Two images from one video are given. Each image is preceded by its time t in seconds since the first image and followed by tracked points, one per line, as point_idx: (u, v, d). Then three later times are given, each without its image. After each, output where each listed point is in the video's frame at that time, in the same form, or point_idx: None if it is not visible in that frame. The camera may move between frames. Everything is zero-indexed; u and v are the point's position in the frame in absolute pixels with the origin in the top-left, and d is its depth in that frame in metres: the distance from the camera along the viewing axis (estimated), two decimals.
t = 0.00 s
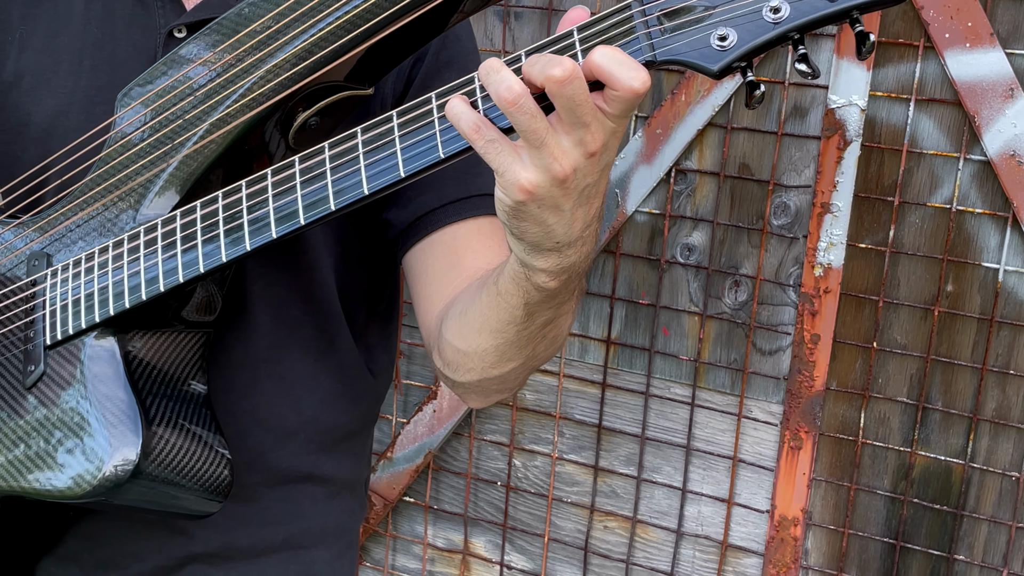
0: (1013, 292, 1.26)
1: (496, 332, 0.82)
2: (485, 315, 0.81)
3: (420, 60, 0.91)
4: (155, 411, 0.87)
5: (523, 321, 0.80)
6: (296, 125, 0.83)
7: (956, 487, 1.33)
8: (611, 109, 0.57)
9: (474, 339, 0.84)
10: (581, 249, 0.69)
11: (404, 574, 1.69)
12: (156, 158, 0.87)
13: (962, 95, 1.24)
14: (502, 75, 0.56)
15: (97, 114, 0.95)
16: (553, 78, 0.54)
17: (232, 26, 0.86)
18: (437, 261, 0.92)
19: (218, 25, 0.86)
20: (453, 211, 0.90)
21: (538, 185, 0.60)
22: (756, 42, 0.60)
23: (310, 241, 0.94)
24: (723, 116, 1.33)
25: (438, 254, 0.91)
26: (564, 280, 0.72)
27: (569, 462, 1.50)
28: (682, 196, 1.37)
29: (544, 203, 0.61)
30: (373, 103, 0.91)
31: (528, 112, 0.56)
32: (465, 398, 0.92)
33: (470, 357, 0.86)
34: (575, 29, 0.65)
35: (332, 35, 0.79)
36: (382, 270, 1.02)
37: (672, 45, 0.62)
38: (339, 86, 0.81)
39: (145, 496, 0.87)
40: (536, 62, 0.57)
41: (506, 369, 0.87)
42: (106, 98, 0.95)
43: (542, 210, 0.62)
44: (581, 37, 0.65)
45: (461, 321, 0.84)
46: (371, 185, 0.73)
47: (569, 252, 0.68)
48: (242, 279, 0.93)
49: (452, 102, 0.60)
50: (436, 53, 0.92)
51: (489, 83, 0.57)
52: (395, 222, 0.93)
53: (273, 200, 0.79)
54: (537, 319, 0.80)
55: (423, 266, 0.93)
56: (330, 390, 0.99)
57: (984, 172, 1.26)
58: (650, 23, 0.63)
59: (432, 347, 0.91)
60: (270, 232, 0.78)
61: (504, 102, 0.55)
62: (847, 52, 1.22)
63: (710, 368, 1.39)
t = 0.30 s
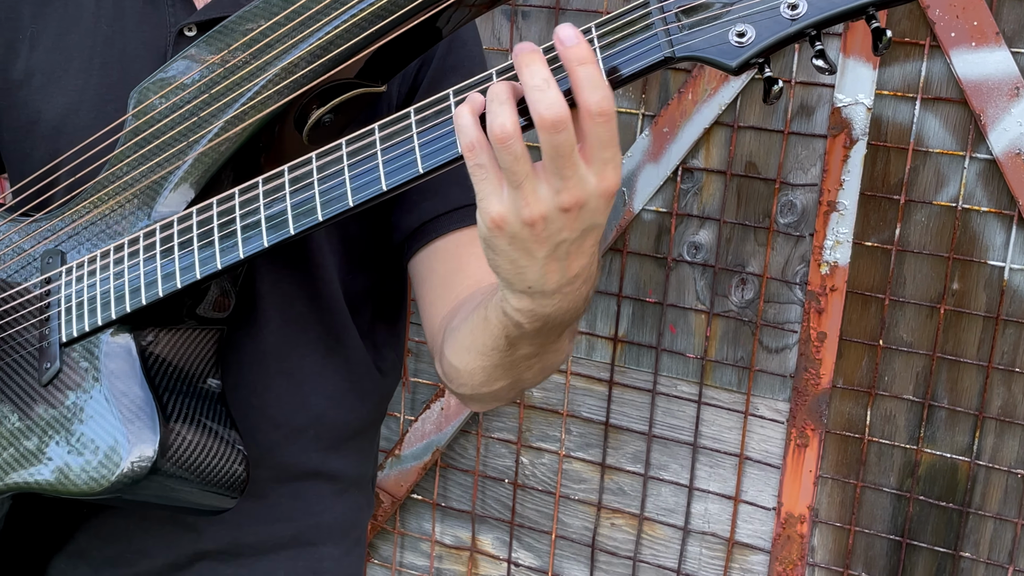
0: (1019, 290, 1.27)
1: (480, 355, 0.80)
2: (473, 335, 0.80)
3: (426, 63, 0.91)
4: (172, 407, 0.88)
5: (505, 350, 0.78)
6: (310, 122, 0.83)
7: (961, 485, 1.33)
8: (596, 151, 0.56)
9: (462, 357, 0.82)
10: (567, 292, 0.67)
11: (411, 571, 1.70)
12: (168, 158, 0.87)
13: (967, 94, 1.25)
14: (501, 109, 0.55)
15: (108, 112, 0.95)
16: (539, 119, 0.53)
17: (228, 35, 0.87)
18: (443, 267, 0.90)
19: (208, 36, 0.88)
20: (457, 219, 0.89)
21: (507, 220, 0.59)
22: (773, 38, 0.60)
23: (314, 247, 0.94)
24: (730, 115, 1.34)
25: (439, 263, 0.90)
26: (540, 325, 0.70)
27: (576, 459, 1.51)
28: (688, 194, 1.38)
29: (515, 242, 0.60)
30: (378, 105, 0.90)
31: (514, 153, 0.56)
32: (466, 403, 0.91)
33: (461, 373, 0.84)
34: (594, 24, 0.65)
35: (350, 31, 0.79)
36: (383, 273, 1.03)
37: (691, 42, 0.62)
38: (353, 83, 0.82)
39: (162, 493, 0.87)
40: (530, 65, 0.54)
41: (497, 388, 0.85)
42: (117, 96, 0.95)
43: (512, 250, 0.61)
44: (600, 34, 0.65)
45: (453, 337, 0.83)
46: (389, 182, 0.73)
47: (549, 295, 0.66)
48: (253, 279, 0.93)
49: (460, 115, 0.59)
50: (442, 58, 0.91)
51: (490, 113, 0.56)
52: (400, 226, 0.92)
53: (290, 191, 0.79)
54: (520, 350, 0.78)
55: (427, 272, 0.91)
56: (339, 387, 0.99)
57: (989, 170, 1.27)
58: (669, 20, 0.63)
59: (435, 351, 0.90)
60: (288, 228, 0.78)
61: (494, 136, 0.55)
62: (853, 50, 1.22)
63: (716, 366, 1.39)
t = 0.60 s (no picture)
0: None
1: (450, 371, 0.80)
2: (446, 349, 0.80)
3: (432, 71, 0.92)
4: (186, 405, 0.87)
5: (467, 372, 0.79)
6: (324, 122, 0.83)
7: (966, 482, 1.34)
8: (531, 173, 0.58)
9: (435, 369, 0.82)
10: (519, 329, 0.65)
11: (419, 568, 1.70)
12: (181, 157, 0.88)
13: (973, 93, 1.25)
14: (446, 130, 0.59)
15: (122, 109, 0.96)
16: (478, 127, 0.57)
17: (238, 37, 0.88)
18: (429, 276, 0.93)
19: (212, 43, 0.89)
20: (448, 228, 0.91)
21: (447, 243, 0.61)
22: (787, 42, 0.60)
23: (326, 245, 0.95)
24: (737, 114, 1.34)
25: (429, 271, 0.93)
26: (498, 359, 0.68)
27: (584, 457, 1.52)
28: (695, 193, 1.38)
29: (457, 266, 0.61)
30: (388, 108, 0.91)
31: (452, 174, 0.58)
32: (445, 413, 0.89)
33: (431, 384, 0.84)
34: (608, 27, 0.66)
35: (367, 31, 0.79)
36: (383, 285, 1.03)
37: (705, 46, 0.62)
38: (362, 84, 0.82)
39: (175, 492, 0.85)
40: (482, 80, 0.58)
41: (463, 404, 0.85)
42: (132, 93, 0.96)
43: (456, 275, 0.61)
44: (614, 36, 0.65)
45: (429, 348, 0.84)
46: (404, 183, 0.74)
47: (501, 330, 0.65)
48: (265, 277, 0.94)
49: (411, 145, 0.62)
50: (448, 65, 0.91)
51: (434, 134, 0.59)
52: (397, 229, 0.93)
53: (306, 191, 0.79)
54: (482, 375, 0.78)
55: (417, 278, 0.94)
56: (350, 385, 0.99)
57: (995, 169, 1.27)
58: (683, 23, 0.63)
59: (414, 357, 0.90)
60: (302, 227, 0.78)
61: (434, 156, 0.58)
62: (859, 50, 1.22)
63: (723, 364, 1.40)
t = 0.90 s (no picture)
0: None
1: (464, 371, 0.80)
2: (460, 349, 0.80)
3: (445, 74, 0.91)
4: (194, 400, 0.87)
5: (485, 375, 0.78)
6: (332, 118, 0.84)
7: (972, 480, 1.34)
8: (553, 158, 0.57)
9: (448, 368, 0.82)
10: (542, 328, 0.64)
11: (427, 565, 1.71)
12: (190, 152, 0.88)
13: (979, 92, 1.25)
14: (461, 118, 0.60)
15: (134, 104, 0.96)
16: (490, 115, 0.58)
17: (249, 33, 0.88)
18: (445, 272, 0.92)
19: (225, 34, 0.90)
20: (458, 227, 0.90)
21: (466, 236, 0.61)
22: (793, 38, 0.60)
23: (335, 241, 0.96)
24: (743, 112, 1.34)
25: (441, 269, 0.92)
26: (522, 358, 0.67)
27: (591, 454, 1.53)
28: (702, 191, 1.39)
29: (477, 258, 0.62)
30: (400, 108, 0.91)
31: (466, 160, 0.59)
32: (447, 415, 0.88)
33: (442, 383, 0.83)
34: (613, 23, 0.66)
35: (374, 26, 0.79)
36: (392, 283, 1.02)
37: (711, 42, 0.62)
38: (366, 81, 0.82)
39: (184, 487, 0.86)
40: (496, 71, 0.59)
41: (474, 406, 0.84)
42: (145, 88, 0.96)
43: (477, 268, 0.62)
44: (619, 33, 0.66)
45: (441, 347, 0.83)
46: (410, 178, 0.74)
47: (523, 329, 0.64)
48: (275, 273, 0.94)
49: (422, 144, 0.64)
50: (463, 66, 0.91)
51: (450, 123, 0.61)
52: (407, 228, 0.93)
53: (312, 189, 0.79)
54: (499, 378, 0.77)
55: (427, 276, 0.92)
56: (359, 383, 1.00)
57: (1000, 167, 1.28)
58: (689, 20, 0.64)
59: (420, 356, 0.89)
60: (309, 224, 0.78)
61: (450, 144, 0.60)
62: (865, 48, 1.22)
63: (729, 362, 1.41)
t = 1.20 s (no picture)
0: None
1: (457, 369, 0.78)
2: (455, 347, 0.78)
3: (452, 76, 0.89)
4: (199, 398, 0.88)
5: (478, 376, 0.77)
6: (341, 119, 0.83)
7: (978, 477, 1.35)
8: (568, 149, 0.57)
9: (440, 366, 0.80)
10: (546, 327, 0.65)
11: (434, 563, 1.72)
12: (202, 150, 0.89)
13: (984, 91, 1.26)
14: (472, 107, 0.61)
15: (147, 103, 0.96)
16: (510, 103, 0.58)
17: (262, 32, 0.88)
18: (434, 272, 0.89)
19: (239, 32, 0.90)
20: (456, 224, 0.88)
21: (473, 228, 0.61)
22: (799, 41, 0.60)
23: (343, 240, 0.96)
24: (749, 111, 1.35)
25: (436, 266, 0.89)
26: (520, 358, 0.67)
27: (598, 452, 1.53)
28: (708, 190, 1.40)
29: (483, 251, 0.62)
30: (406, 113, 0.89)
31: (477, 148, 0.60)
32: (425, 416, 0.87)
33: (430, 380, 0.82)
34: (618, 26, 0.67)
35: (384, 27, 0.80)
36: (393, 283, 1.02)
37: (716, 44, 0.63)
38: (378, 82, 0.82)
39: (187, 485, 0.87)
40: (517, 61, 0.60)
41: (460, 406, 0.82)
42: (158, 87, 0.97)
43: (482, 261, 0.62)
44: (624, 34, 0.66)
45: (433, 344, 0.81)
46: (415, 180, 0.75)
47: (525, 328, 0.64)
48: (285, 272, 0.95)
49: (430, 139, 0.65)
50: (470, 66, 0.89)
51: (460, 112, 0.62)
52: (403, 223, 0.90)
53: (318, 195, 0.79)
54: (492, 380, 0.76)
55: (421, 273, 0.90)
56: (368, 382, 1.00)
57: (1006, 166, 1.28)
58: (694, 22, 0.64)
59: (408, 353, 0.88)
60: (315, 224, 0.79)
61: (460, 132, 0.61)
62: (871, 48, 1.22)
63: (736, 360, 1.41)
